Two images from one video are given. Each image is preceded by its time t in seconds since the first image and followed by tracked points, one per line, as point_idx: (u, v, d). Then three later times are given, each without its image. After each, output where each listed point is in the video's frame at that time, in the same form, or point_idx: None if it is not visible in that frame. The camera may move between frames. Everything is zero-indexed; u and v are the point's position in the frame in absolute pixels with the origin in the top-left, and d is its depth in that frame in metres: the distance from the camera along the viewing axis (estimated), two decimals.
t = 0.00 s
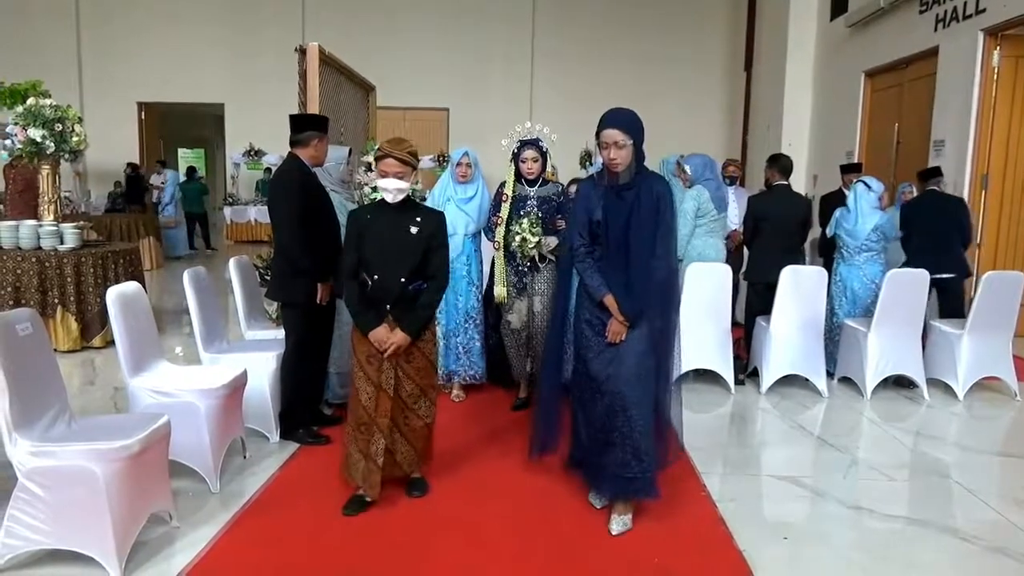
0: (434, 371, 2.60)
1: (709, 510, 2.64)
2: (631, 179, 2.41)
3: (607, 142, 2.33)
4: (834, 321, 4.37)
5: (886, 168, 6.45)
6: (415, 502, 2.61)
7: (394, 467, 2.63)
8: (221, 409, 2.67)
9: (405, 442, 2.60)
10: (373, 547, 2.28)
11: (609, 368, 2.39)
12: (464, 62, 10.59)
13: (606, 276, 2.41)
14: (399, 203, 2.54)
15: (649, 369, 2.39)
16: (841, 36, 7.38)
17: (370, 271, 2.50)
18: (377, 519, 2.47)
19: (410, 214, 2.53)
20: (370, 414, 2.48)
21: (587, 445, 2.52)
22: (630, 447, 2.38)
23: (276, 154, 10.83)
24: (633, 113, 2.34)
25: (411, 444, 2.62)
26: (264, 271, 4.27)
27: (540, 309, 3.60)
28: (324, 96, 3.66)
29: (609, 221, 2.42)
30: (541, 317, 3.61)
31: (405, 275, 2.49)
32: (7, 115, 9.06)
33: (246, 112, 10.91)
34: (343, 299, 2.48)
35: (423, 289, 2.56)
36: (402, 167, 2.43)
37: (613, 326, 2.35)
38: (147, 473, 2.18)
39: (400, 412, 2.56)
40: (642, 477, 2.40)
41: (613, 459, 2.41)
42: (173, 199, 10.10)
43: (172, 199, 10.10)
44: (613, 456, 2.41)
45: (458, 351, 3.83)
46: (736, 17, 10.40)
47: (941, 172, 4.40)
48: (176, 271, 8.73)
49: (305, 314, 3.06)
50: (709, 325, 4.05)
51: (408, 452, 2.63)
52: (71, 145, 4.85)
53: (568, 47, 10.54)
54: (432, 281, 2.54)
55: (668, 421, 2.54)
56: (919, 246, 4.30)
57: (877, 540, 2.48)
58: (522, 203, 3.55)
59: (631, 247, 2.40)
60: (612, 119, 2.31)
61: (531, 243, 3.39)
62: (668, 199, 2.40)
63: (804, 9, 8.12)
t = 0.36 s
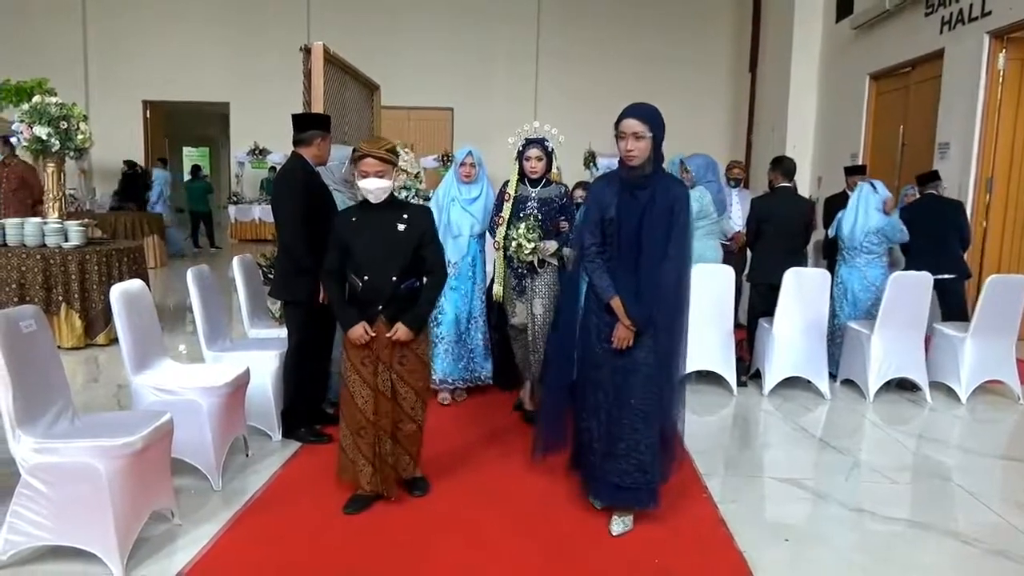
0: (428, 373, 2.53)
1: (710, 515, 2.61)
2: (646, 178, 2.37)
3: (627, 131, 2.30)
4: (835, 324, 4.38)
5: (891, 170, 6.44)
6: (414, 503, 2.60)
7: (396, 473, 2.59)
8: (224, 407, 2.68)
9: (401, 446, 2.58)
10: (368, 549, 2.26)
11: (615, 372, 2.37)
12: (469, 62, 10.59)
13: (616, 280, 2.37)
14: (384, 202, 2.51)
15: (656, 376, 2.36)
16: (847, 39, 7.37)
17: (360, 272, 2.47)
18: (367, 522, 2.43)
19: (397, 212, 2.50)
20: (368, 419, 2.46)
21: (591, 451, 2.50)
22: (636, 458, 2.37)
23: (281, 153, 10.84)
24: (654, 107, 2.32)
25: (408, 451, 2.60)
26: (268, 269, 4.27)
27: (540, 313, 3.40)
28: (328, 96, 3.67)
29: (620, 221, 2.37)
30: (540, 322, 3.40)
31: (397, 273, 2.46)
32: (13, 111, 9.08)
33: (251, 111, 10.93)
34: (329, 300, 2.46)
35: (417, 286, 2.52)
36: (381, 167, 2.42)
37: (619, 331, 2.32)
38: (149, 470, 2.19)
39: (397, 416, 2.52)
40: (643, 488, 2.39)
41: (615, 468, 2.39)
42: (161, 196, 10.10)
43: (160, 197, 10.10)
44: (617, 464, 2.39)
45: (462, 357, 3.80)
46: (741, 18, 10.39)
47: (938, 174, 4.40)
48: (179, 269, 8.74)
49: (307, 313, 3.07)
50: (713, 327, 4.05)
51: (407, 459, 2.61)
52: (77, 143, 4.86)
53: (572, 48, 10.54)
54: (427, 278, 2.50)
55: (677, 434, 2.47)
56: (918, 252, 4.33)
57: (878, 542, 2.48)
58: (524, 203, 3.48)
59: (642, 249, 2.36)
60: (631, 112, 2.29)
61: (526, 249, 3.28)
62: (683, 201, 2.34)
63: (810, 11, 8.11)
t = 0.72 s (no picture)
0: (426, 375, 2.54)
1: (714, 515, 2.61)
2: (655, 181, 2.35)
3: (638, 129, 2.27)
4: (839, 323, 4.37)
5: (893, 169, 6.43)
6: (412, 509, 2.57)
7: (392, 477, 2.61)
8: (228, 410, 2.69)
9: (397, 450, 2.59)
10: (369, 553, 2.26)
11: (622, 376, 2.34)
12: (470, 63, 10.61)
13: (622, 283, 2.34)
14: (375, 205, 2.50)
15: (661, 380, 2.33)
16: (848, 37, 7.37)
17: (351, 277, 2.47)
18: (360, 531, 2.40)
19: (387, 215, 2.49)
20: (360, 425, 2.44)
21: (589, 459, 2.41)
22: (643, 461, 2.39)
23: (283, 156, 10.87)
24: (666, 106, 2.29)
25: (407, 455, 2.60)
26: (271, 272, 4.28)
27: (539, 318, 3.41)
28: (330, 100, 3.68)
29: (628, 224, 2.34)
30: (540, 326, 3.41)
31: (388, 276, 2.46)
32: (17, 118, 9.12)
33: (253, 115, 10.96)
34: (320, 302, 2.47)
35: (409, 288, 2.51)
36: (372, 172, 2.41)
37: (626, 336, 2.29)
38: (154, 474, 2.20)
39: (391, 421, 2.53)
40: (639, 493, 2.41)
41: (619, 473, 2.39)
42: (151, 200, 9.99)
43: (150, 201, 10.01)
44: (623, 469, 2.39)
45: (461, 364, 3.69)
46: (742, 18, 10.39)
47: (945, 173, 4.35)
48: (182, 273, 8.77)
49: (308, 315, 3.08)
50: (716, 326, 4.04)
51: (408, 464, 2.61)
52: (80, 149, 4.89)
53: (573, 48, 10.54)
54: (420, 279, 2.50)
55: (685, 444, 2.42)
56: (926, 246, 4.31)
57: (881, 541, 2.47)
58: (522, 206, 3.43)
59: (651, 253, 2.34)
60: (640, 110, 2.26)
61: (526, 250, 3.26)
62: (693, 204, 2.33)
63: (811, 10, 8.11)
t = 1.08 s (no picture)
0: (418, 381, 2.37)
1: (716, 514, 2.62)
2: (659, 184, 2.23)
3: (638, 133, 2.17)
4: (841, 324, 4.37)
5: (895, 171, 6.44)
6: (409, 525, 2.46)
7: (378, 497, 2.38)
8: (231, 411, 2.70)
9: (383, 461, 2.35)
10: (370, 553, 2.28)
11: (631, 388, 2.20)
12: (473, 65, 10.62)
13: (629, 288, 2.20)
14: (374, 208, 2.39)
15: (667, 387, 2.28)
16: (850, 39, 7.38)
17: (348, 280, 2.38)
18: (354, 540, 2.35)
19: (384, 217, 2.37)
20: (357, 430, 2.38)
21: (600, 474, 2.23)
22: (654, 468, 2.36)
23: (287, 157, 10.90)
24: (667, 107, 2.19)
25: (392, 465, 2.35)
26: (274, 273, 4.30)
27: (547, 319, 3.44)
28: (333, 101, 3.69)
29: (633, 228, 2.20)
30: (547, 327, 3.45)
31: (384, 280, 2.35)
32: (21, 119, 9.16)
33: (256, 117, 10.99)
34: (318, 306, 2.39)
35: (407, 291, 2.40)
36: (374, 176, 2.33)
37: (634, 343, 2.15)
38: (159, 474, 2.21)
39: (378, 425, 2.33)
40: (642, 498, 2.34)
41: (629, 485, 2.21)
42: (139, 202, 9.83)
43: (138, 203, 9.81)
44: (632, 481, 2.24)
45: (461, 368, 3.66)
46: (744, 19, 10.39)
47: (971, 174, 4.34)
48: (186, 274, 8.80)
49: (311, 316, 3.08)
50: (718, 329, 4.05)
51: (393, 481, 2.35)
52: (84, 150, 4.91)
53: (576, 50, 10.56)
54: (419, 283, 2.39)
55: (684, 442, 2.45)
56: (942, 253, 4.32)
57: (886, 544, 2.46)
58: (525, 207, 3.44)
59: (657, 259, 2.23)
60: (643, 112, 2.16)
61: (529, 250, 3.25)
62: (698, 208, 2.25)
63: (813, 12, 8.12)
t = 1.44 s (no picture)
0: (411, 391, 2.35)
1: (713, 518, 2.64)
2: (652, 188, 2.22)
3: (629, 136, 2.17)
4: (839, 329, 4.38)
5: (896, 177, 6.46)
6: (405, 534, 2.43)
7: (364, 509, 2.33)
8: (230, 410, 2.70)
9: (371, 472, 2.30)
10: (359, 563, 2.23)
11: (631, 397, 2.18)
12: (475, 66, 10.64)
13: (626, 297, 2.19)
14: (377, 211, 2.33)
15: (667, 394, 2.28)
16: (852, 45, 7.39)
17: (342, 285, 2.32)
18: (344, 548, 2.31)
19: (386, 222, 2.32)
20: (346, 437, 2.34)
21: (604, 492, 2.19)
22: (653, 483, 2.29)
23: (288, 156, 10.91)
24: (658, 110, 2.19)
25: (377, 476, 2.31)
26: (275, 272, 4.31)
27: (540, 323, 3.38)
28: (336, 101, 3.70)
29: (629, 235, 2.20)
30: (542, 331, 3.39)
31: (377, 288, 2.29)
32: (23, 116, 9.16)
33: (258, 116, 11.00)
34: (314, 309, 2.33)
35: (402, 299, 2.34)
36: (379, 175, 2.28)
37: (636, 352, 2.14)
38: (159, 471, 2.22)
39: (367, 437, 2.30)
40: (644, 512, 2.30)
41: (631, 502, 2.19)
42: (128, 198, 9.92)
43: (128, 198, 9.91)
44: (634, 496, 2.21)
45: (455, 372, 3.64)
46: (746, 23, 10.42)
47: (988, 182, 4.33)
48: (186, 272, 8.81)
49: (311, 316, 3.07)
50: (717, 333, 4.06)
51: (378, 493, 2.31)
52: (86, 147, 4.92)
53: (578, 52, 10.58)
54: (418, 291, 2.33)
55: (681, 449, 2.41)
56: (946, 259, 4.32)
57: (884, 550, 2.47)
58: (530, 207, 3.38)
59: (654, 266, 2.21)
60: (634, 113, 2.16)
61: (532, 248, 3.21)
62: (692, 212, 2.23)
63: (815, 17, 8.13)
